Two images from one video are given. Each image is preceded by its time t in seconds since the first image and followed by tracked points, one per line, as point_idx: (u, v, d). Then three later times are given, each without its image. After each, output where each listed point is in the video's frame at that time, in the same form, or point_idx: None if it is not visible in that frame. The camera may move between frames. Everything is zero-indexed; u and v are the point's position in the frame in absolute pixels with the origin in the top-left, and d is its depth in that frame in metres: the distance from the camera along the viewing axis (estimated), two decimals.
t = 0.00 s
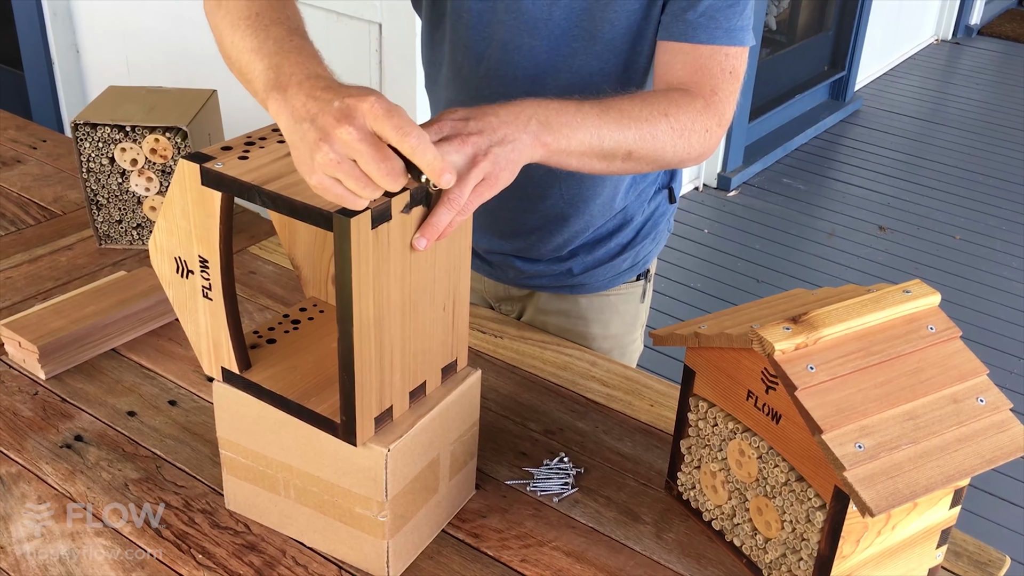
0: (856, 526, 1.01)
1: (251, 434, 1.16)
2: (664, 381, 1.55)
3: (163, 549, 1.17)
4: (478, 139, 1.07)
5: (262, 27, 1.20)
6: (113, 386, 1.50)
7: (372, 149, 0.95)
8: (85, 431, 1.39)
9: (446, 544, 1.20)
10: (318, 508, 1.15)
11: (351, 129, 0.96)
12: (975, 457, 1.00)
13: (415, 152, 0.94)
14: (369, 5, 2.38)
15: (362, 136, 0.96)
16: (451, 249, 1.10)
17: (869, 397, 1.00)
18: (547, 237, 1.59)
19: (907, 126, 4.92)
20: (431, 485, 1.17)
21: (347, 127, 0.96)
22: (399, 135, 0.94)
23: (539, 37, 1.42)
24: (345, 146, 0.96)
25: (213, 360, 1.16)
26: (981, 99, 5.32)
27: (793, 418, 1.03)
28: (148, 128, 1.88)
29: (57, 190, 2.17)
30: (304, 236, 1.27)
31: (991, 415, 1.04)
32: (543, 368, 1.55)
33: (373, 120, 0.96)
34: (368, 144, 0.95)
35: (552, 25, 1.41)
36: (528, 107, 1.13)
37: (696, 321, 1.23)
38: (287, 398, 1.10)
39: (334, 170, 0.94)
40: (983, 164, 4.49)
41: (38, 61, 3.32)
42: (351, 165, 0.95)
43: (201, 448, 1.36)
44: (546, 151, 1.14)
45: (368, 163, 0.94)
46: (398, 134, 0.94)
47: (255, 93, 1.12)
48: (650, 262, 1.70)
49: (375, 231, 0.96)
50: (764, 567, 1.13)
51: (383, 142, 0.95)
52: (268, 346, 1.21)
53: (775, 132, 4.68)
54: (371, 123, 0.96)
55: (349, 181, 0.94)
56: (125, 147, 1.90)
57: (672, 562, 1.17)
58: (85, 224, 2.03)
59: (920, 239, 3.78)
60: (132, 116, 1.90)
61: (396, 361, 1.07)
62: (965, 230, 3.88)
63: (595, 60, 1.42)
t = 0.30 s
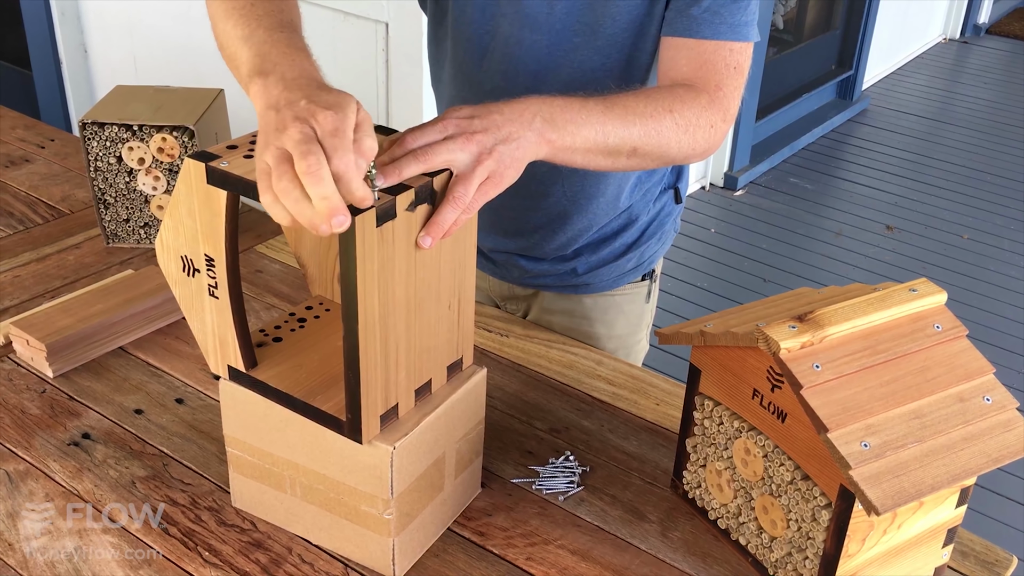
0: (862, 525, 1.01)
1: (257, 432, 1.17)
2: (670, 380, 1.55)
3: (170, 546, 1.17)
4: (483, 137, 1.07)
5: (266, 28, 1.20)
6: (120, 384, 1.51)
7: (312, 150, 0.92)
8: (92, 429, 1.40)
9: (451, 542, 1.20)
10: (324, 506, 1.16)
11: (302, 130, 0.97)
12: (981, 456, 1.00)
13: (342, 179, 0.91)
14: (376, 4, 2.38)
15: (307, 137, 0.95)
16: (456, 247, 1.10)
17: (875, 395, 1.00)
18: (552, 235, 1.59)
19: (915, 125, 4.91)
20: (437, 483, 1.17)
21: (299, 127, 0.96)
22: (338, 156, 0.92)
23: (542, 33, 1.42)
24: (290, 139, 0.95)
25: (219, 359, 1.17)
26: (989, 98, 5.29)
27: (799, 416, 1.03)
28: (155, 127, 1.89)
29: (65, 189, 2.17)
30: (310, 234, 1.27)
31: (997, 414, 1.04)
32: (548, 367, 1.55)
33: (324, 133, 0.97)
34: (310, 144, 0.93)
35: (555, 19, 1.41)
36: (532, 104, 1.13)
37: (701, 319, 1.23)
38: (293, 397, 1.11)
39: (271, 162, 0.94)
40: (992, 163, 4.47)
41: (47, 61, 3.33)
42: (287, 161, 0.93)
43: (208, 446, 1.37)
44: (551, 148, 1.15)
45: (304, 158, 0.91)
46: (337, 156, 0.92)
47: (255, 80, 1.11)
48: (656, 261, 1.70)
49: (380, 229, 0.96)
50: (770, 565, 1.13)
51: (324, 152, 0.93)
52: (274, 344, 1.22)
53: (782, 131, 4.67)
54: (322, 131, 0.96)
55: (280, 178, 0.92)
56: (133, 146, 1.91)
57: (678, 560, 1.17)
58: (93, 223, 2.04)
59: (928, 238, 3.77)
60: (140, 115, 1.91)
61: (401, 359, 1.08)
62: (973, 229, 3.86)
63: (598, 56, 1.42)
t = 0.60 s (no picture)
0: (863, 519, 1.01)
1: (259, 428, 1.17)
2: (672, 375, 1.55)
3: (173, 541, 1.18)
4: (486, 132, 1.07)
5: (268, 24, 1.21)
6: (123, 380, 1.51)
7: (267, 104, 1.06)
8: (95, 424, 1.40)
9: (453, 537, 1.20)
10: (326, 501, 1.16)
11: (267, 72, 1.10)
12: (984, 450, 1.00)
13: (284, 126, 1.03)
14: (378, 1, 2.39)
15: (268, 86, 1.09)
16: (458, 242, 1.10)
17: (877, 390, 1.00)
18: (554, 231, 1.59)
19: (919, 122, 4.90)
20: (439, 478, 1.17)
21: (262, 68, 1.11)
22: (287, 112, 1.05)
23: (543, 27, 1.42)
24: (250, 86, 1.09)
25: (221, 354, 1.17)
26: (993, 95, 5.28)
27: (801, 411, 1.03)
28: (158, 123, 1.89)
29: (67, 186, 2.18)
30: (313, 231, 1.28)
31: (1000, 409, 1.04)
32: (550, 363, 1.55)
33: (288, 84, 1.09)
34: (265, 96, 1.07)
35: (556, 13, 1.41)
36: (534, 99, 1.13)
37: (703, 314, 1.23)
38: (295, 392, 1.11)
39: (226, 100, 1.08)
40: (996, 160, 4.46)
41: (50, 59, 3.33)
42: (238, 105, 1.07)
43: (210, 442, 1.37)
44: (553, 143, 1.15)
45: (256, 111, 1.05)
46: (285, 111, 1.05)
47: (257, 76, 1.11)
48: (658, 257, 1.70)
49: (382, 224, 0.96)
50: (772, 560, 1.13)
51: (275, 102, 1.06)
52: (276, 339, 1.22)
53: (785, 128, 4.66)
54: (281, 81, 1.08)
55: (229, 120, 1.07)
56: (135, 142, 1.91)
57: (680, 555, 1.17)
58: (95, 220, 2.04)
59: (932, 235, 3.76)
60: (142, 112, 1.91)
61: (403, 354, 1.08)
62: (977, 226, 3.85)
63: (600, 50, 1.42)
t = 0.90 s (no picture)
0: (862, 515, 1.01)
1: (260, 424, 1.17)
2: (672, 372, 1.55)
3: (174, 538, 1.18)
4: (484, 128, 1.07)
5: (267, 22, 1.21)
6: (124, 376, 1.51)
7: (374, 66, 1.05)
8: (96, 421, 1.40)
9: (454, 533, 1.20)
10: (327, 498, 1.16)
11: (368, 35, 1.08)
12: (982, 446, 1.00)
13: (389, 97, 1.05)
14: None
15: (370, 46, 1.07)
16: (458, 239, 1.10)
17: (876, 386, 1.00)
18: (553, 227, 1.59)
19: (919, 119, 4.89)
20: (439, 474, 1.18)
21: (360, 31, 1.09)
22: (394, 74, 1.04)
23: (541, 23, 1.42)
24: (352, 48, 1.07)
25: (222, 350, 1.17)
26: (993, 92, 5.28)
27: (800, 407, 1.04)
28: (158, 120, 1.88)
29: (68, 183, 2.18)
30: (313, 229, 1.29)
31: (998, 405, 1.04)
32: (550, 360, 1.56)
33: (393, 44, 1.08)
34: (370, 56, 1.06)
35: (552, 9, 1.40)
36: (533, 96, 1.14)
37: (703, 311, 1.23)
38: (295, 388, 1.11)
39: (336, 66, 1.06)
40: (996, 157, 4.46)
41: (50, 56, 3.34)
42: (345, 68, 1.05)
43: (211, 438, 1.37)
44: (552, 140, 1.15)
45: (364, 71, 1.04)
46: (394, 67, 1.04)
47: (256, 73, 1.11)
48: (658, 254, 1.70)
49: (382, 221, 0.96)
50: (771, 556, 1.14)
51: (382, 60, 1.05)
52: (276, 336, 1.22)
53: (785, 125, 4.66)
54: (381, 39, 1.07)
55: (342, 86, 1.04)
56: (136, 140, 1.91)
57: (680, 551, 1.17)
58: (96, 217, 2.04)
59: (932, 232, 3.76)
60: (142, 109, 1.90)
61: (403, 350, 1.08)
62: (978, 224, 3.85)
63: (596, 46, 1.43)
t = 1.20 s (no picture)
0: (863, 515, 1.01)
1: (262, 423, 1.17)
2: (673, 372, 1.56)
3: (176, 537, 1.18)
4: (486, 128, 1.08)
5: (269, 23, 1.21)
6: (126, 376, 1.52)
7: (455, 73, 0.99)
8: (98, 421, 1.40)
9: (455, 533, 1.21)
10: (328, 497, 1.16)
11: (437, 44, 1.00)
12: (983, 446, 1.01)
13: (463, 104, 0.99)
14: None
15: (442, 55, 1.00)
16: (460, 238, 1.11)
17: (877, 385, 1.00)
18: (554, 228, 1.59)
19: (920, 119, 4.89)
20: (440, 474, 1.18)
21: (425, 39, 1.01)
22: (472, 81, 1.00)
23: (542, 25, 1.42)
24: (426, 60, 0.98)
25: (224, 350, 1.17)
26: (994, 92, 5.28)
27: (801, 407, 1.04)
28: (160, 120, 1.89)
29: (70, 183, 2.18)
30: (314, 229, 1.29)
31: (999, 405, 1.04)
32: (551, 359, 1.56)
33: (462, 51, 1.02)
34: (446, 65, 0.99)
35: (554, 11, 1.41)
36: (535, 95, 1.15)
37: (703, 311, 1.24)
38: (297, 388, 1.11)
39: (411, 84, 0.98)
40: (997, 157, 4.46)
41: (52, 55, 3.34)
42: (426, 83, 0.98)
43: (213, 438, 1.37)
44: (553, 139, 1.15)
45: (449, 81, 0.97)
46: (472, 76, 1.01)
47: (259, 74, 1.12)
48: (659, 253, 1.70)
49: (384, 221, 0.96)
50: (772, 556, 1.14)
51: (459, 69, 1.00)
52: (278, 335, 1.22)
53: (786, 125, 4.66)
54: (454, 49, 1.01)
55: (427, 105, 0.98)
56: (138, 140, 1.91)
57: (681, 551, 1.17)
58: (98, 217, 2.05)
59: (932, 232, 3.77)
60: (144, 109, 1.91)
61: (405, 350, 1.08)
62: (978, 224, 3.86)
63: (598, 47, 1.43)
